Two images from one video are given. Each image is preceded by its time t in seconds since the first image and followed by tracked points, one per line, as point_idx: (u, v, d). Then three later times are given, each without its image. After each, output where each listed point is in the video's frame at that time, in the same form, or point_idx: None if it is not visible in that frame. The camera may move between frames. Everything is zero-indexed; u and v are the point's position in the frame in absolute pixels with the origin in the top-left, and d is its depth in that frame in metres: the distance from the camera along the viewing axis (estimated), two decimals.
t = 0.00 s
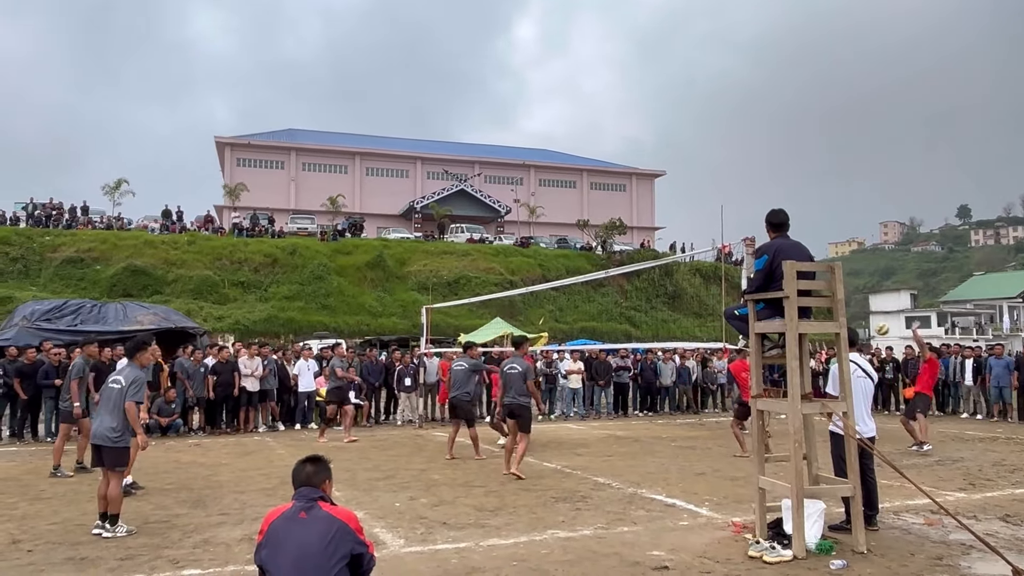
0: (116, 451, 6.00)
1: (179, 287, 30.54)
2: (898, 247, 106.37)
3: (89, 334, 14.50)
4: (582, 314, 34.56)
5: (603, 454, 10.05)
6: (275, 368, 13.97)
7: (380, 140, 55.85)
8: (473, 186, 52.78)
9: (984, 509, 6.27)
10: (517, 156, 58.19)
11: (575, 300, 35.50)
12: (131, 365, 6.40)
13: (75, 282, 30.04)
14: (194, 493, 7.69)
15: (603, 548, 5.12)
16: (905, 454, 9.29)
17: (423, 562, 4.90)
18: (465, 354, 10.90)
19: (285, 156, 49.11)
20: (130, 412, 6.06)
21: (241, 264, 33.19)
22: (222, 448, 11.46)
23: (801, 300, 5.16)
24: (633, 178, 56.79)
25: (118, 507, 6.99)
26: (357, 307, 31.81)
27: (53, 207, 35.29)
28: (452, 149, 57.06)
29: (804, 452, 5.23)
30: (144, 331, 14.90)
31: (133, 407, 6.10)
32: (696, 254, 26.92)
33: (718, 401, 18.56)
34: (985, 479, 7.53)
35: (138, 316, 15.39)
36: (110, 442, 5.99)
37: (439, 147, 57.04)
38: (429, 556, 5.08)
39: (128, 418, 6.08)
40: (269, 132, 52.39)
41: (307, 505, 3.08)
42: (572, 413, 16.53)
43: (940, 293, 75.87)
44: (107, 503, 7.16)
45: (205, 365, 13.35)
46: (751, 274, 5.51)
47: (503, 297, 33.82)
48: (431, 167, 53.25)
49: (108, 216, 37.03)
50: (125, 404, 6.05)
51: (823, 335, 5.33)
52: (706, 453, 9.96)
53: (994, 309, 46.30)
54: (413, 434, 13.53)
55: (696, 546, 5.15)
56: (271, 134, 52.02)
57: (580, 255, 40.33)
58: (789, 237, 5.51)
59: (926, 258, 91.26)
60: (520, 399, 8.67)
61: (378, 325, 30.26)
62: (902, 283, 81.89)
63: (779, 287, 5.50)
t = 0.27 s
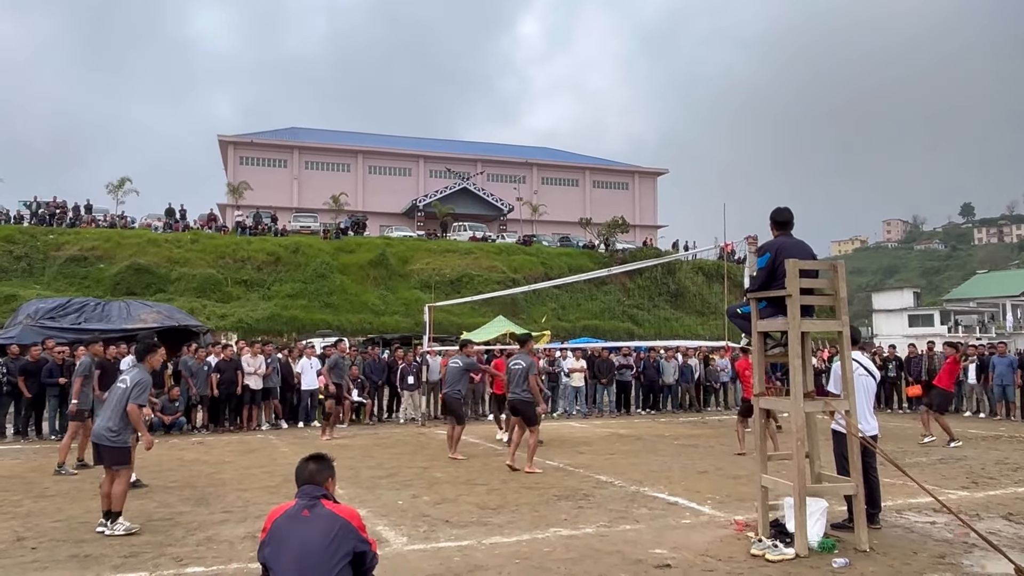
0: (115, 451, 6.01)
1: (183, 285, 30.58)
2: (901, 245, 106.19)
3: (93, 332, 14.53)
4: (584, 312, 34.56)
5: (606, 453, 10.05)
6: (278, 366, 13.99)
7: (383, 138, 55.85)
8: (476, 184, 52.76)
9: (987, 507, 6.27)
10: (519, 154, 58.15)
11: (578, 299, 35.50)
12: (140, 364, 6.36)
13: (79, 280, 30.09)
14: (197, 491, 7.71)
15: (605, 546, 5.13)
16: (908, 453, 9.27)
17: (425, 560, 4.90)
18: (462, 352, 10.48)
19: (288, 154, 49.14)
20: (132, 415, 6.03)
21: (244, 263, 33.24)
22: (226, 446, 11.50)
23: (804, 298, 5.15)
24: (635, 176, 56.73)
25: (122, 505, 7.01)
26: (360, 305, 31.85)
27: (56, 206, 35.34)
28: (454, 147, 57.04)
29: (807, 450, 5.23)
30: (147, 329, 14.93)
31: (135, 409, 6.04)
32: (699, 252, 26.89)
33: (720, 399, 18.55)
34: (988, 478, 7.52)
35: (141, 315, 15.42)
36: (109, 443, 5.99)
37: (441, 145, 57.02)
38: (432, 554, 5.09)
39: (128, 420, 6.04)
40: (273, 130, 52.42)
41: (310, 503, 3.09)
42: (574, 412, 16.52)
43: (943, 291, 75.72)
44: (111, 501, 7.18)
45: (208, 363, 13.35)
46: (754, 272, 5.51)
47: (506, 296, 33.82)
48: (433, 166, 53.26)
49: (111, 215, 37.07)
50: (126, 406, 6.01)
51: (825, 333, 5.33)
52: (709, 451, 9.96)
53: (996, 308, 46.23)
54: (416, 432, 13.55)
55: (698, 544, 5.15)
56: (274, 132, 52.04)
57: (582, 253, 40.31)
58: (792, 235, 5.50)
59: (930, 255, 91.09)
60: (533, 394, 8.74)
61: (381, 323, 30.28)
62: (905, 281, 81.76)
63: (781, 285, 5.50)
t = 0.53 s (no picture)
0: (125, 451, 6.05)
1: (186, 284, 30.64)
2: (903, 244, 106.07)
3: (98, 331, 14.58)
4: (587, 311, 34.57)
5: (608, 451, 10.06)
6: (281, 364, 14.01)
7: (385, 137, 55.87)
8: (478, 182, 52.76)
9: (988, 505, 6.28)
10: (522, 152, 58.14)
11: (580, 297, 35.52)
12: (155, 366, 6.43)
13: (84, 279, 30.18)
14: (202, 489, 7.74)
15: (607, 543, 5.15)
16: (910, 451, 9.27)
17: (428, 557, 4.92)
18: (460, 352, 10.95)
19: (291, 153, 49.20)
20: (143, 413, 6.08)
21: (247, 261, 33.29)
22: (229, 443, 11.53)
23: (806, 296, 5.17)
24: (637, 174, 56.70)
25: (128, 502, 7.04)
26: (363, 303, 31.90)
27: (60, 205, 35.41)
28: (457, 145, 57.04)
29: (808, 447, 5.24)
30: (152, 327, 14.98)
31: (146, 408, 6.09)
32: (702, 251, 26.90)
33: (723, 397, 18.55)
34: (989, 476, 7.52)
35: (146, 313, 15.47)
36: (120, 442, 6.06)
37: (444, 143, 57.03)
38: (434, 551, 5.11)
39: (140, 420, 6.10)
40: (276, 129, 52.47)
41: (313, 500, 3.11)
42: (577, 410, 16.53)
43: (945, 290, 75.62)
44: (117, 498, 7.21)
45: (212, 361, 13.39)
46: (756, 269, 5.52)
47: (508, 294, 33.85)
48: (436, 164, 53.28)
49: (115, 213, 37.14)
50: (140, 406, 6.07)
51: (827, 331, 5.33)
52: (711, 449, 9.97)
53: (999, 306, 46.16)
54: (418, 430, 13.57)
55: (700, 542, 5.17)
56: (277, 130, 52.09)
57: (584, 251, 40.30)
58: (794, 233, 5.50)
59: (932, 254, 90.99)
60: (532, 400, 8.87)
61: (383, 321, 30.32)
62: (907, 279, 81.67)
63: (783, 283, 5.51)
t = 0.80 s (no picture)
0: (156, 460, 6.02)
1: (190, 283, 30.68)
2: (906, 243, 105.89)
3: (102, 330, 14.60)
4: (589, 309, 34.57)
5: (611, 449, 10.07)
6: (284, 363, 14.04)
7: (388, 136, 55.89)
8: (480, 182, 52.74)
9: (991, 504, 6.27)
10: (524, 151, 58.14)
11: (583, 295, 35.53)
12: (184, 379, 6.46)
13: (89, 278, 30.23)
14: (206, 486, 7.76)
15: (609, 541, 5.16)
16: (913, 449, 9.26)
17: (432, 555, 4.93)
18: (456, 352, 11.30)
19: (294, 152, 49.23)
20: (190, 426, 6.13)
21: (251, 260, 33.33)
22: (233, 442, 11.56)
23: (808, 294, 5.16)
24: (640, 173, 56.65)
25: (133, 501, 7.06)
26: (366, 302, 31.93)
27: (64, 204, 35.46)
28: (460, 144, 57.03)
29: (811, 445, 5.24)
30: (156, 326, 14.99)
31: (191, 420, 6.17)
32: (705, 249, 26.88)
33: (726, 395, 18.55)
34: (992, 474, 7.51)
35: (150, 312, 15.49)
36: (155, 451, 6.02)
37: (446, 142, 57.03)
38: (438, 549, 5.12)
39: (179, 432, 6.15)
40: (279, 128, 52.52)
41: (316, 498, 3.12)
42: (580, 408, 16.54)
43: (948, 288, 75.46)
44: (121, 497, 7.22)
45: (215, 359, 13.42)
46: (759, 267, 5.52)
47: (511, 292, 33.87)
48: (439, 163, 53.28)
49: (119, 212, 37.19)
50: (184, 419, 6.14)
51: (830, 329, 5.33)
52: (714, 447, 9.97)
53: (1002, 305, 46.05)
54: (421, 428, 13.59)
55: (702, 540, 5.18)
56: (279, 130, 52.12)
57: (587, 250, 40.28)
58: (798, 232, 5.50)
59: (935, 253, 90.82)
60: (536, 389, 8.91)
61: (386, 320, 30.33)
62: (910, 278, 81.51)
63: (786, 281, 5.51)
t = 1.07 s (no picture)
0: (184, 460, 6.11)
1: (194, 282, 30.73)
2: (909, 242, 105.67)
3: (106, 329, 14.63)
4: (592, 308, 34.56)
5: (614, 448, 10.07)
6: (287, 361, 14.07)
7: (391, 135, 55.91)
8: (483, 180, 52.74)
9: (994, 503, 6.27)
10: (527, 150, 58.14)
11: (585, 294, 35.52)
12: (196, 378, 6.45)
13: (94, 277, 30.30)
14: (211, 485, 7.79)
15: (612, 540, 5.16)
16: (916, 449, 9.25)
17: (435, 553, 4.94)
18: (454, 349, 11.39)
19: (297, 151, 49.28)
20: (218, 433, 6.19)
21: (255, 259, 33.37)
22: (237, 440, 11.59)
23: (811, 293, 5.17)
24: (642, 172, 56.61)
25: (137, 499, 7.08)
26: (369, 300, 31.96)
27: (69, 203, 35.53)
28: (463, 143, 57.03)
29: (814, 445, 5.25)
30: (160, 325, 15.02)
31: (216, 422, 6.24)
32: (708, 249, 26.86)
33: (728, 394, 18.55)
34: (995, 473, 7.51)
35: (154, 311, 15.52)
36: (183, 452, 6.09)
37: (449, 142, 57.04)
38: (441, 548, 5.13)
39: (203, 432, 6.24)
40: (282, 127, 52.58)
41: (320, 496, 3.13)
42: (583, 407, 16.54)
43: (951, 287, 75.29)
44: (127, 496, 7.24)
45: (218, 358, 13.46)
46: (762, 266, 5.53)
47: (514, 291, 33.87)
48: (441, 162, 53.30)
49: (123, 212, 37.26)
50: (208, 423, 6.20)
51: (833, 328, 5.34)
52: (716, 446, 9.96)
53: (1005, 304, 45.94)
54: (424, 427, 13.60)
55: (705, 539, 5.19)
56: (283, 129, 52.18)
57: (589, 249, 40.27)
58: (801, 231, 5.50)
59: (939, 252, 90.66)
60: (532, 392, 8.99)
61: (389, 319, 30.34)
62: (913, 277, 81.35)
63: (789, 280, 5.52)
